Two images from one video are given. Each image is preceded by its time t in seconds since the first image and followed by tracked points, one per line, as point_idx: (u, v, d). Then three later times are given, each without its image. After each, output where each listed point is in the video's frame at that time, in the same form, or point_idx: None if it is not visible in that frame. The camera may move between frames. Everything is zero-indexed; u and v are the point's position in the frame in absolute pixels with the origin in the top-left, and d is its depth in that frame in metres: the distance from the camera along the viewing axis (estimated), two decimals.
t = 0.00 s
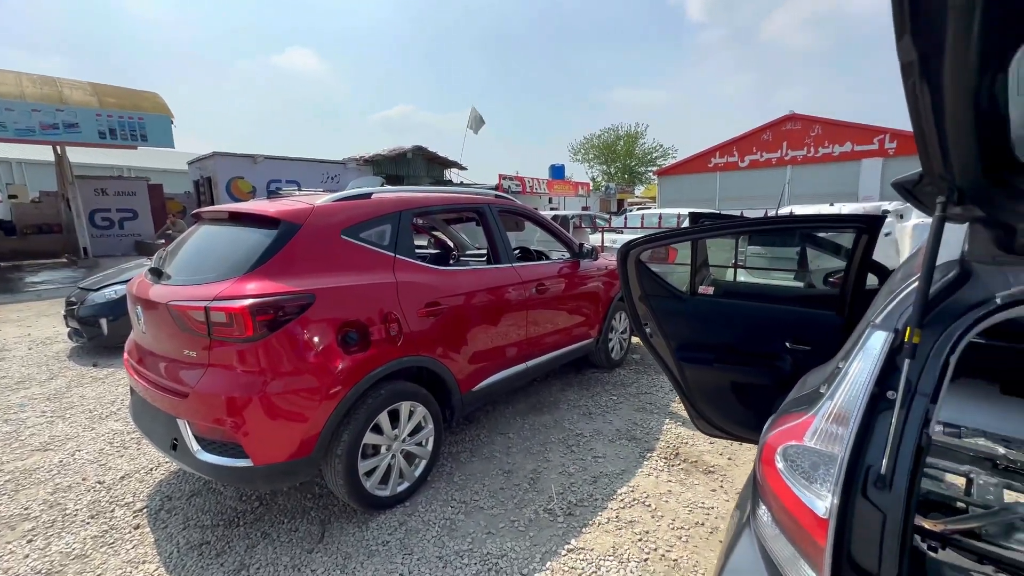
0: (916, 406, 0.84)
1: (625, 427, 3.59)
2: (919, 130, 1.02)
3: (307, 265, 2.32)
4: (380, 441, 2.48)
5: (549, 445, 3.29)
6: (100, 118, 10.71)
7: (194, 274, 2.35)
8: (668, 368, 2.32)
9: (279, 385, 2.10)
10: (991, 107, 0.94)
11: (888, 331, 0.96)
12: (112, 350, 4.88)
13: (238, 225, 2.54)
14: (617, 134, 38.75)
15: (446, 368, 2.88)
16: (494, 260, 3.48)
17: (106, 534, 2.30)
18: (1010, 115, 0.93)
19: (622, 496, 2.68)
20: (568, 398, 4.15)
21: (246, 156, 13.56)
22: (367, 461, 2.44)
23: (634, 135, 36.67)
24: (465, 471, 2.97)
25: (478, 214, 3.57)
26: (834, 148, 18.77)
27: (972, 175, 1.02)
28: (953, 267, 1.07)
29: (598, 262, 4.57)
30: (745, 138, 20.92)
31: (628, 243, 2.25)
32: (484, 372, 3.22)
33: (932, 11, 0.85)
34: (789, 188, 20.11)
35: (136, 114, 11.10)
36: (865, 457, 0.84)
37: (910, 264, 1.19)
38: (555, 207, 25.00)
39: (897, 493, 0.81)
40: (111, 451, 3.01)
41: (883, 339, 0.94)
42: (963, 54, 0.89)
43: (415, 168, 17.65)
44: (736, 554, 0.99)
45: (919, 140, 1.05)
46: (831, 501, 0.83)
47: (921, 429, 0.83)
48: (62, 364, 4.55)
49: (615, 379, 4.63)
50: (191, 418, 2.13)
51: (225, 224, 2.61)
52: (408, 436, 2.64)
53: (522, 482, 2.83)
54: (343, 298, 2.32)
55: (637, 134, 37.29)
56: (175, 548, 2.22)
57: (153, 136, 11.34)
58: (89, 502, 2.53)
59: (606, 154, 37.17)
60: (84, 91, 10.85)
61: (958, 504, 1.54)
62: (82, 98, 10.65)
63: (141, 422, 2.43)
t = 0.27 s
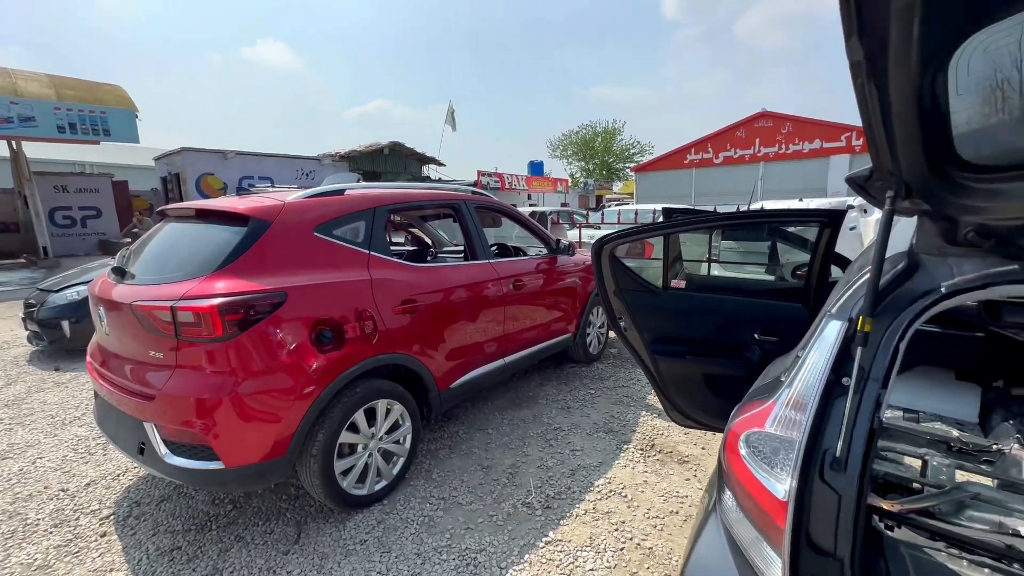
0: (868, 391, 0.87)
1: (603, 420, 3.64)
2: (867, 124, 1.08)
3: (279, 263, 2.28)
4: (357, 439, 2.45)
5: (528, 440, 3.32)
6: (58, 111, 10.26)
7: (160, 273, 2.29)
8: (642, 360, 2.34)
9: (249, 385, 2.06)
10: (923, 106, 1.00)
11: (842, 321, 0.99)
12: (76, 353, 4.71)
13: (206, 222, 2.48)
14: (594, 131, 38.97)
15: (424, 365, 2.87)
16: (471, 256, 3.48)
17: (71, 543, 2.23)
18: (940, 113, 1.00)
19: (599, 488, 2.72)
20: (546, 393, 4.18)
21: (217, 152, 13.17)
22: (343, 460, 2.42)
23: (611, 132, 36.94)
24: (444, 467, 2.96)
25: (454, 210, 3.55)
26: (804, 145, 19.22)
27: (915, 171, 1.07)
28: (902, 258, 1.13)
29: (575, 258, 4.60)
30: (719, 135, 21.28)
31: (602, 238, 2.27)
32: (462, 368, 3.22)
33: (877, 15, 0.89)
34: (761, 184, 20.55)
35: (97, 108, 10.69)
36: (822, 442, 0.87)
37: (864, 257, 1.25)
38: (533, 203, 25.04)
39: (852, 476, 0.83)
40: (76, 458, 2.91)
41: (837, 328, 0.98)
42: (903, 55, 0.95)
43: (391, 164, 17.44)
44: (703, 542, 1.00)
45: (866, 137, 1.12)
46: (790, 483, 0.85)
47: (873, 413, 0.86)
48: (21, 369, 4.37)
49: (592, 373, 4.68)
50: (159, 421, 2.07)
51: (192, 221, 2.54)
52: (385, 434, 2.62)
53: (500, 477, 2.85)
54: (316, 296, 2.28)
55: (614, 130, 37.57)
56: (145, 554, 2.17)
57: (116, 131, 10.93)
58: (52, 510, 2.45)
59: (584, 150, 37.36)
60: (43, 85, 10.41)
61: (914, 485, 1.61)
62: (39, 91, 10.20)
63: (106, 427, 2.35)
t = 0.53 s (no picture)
0: (828, 378, 0.89)
1: (582, 414, 3.68)
2: (824, 121, 1.10)
3: (251, 261, 2.24)
4: (334, 439, 2.42)
5: (508, 436, 3.33)
6: (18, 106, 9.84)
7: (125, 272, 2.22)
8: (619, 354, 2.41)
9: (220, 386, 2.01)
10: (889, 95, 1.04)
11: (804, 312, 1.01)
12: (39, 358, 4.54)
13: (173, 220, 2.41)
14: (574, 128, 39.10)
15: (402, 363, 2.85)
16: (449, 254, 3.46)
17: (35, 554, 2.15)
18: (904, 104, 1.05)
19: (578, 481, 2.75)
20: (526, 389, 4.20)
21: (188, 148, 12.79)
22: (320, 460, 2.38)
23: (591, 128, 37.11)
24: (424, 465, 2.95)
25: (431, 207, 3.53)
26: (778, 142, 19.62)
27: (869, 165, 1.12)
28: (862, 251, 1.20)
29: (554, 254, 4.62)
30: (696, 132, 21.57)
31: (578, 233, 2.29)
32: (441, 366, 3.21)
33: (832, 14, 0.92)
34: (737, 181, 20.92)
35: (60, 103, 10.28)
36: (785, 429, 0.88)
37: (824, 251, 1.30)
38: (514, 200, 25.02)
39: (813, 461, 0.85)
40: (40, 465, 2.81)
41: (799, 318, 1.00)
42: (858, 53, 0.97)
43: (370, 161, 17.21)
44: (673, 532, 1.01)
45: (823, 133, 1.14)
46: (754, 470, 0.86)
47: (833, 401, 0.88)
48: None
49: (572, 368, 4.72)
50: (125, 424, 2.01)
51: (159, 219, 2.47)
52: (363, 433, 2.60)
53: (480, 473, 2.85)
54: (289, 295, 2.24)
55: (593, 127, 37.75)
56: (114, 563, 2.11)
57: (80, 127, 10.53)
58: (14, 520, 2.36)
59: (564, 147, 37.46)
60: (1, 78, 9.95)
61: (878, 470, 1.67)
62: None
63: (71, 433, 2.28)
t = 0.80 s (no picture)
0: (775, 361, 0.92)
1: (556, 408, 3.72)
2: (766, 110, 1.13)
3: (214, 259, 2.19)
4: (304, 438, 2.39)
5: (483, 431, 3.34)
6: None
7: (80, 273, 2.14)
8: (588, 346, 2.48)
9: (183, 387, 1.96)
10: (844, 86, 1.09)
11: (752, 300, 1.05)
12: None
13: (131, 218, 2.33)
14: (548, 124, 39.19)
15: (373, 360, 2.83)
16: (420, 251, 3.43)
17: None
18: (857, 95, 1.12)
19: (552, 472, 2.79)
20: (501, 384, 4.22)
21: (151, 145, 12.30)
22: (291, 460, 2.35)
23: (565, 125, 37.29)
24: (398, 462, 2.94)
25: (402, 203, 3.49)
26: (747, 138, 20.08)
27: (811, 157, 1.14)
28: (801, 241, 1.28)
29: (528, 250, 4.63)
30: (668, 129, 21.90)
31: (546, 227, 2.32)
32: (415, 362, 3.19)
33: (774, 17, 0.96)
34: (709, 176, 21.35)
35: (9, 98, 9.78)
36: (735, 412, 0.92)
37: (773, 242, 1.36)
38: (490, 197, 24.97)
39: (762, 441, 0.88)
40: None
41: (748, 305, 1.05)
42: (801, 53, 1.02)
43: (342, 158, 16.92)
44: (634, 514, 1.04)
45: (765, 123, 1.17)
46: (707, 450, 0.89)
47: (779, 384, 0.92)
48: None
49: (547, 363, 4.76)
50: (83, 430, 1.95)
51: (116, 217, 2.39)
52: (335, 431, 2.57)
53: (455, 468, 2.86)
54: (255, 293, 2.20)
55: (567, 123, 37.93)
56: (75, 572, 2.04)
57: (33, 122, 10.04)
58: None
59: (539, 143, 37.53)
60: None
61: (833, 450, 1.77)
62: None
63: (25, 440, 2.19)
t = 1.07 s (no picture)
0: (721, 348, 0.98)
1: (531, 402, 3.77)
2: (708, 106, 1.10)
3: (178, 258, 2.15)
4: (276, 438, 2.37)
5: (458, 426, 3.36)
6: None
7: (36, 273, 2.07)
8: (558, 338, 2.52)
9: (147, 389, 1.93)
10: (806, 74, 1.12)
11: (700, 289, 1.09)
12: None
13: (89, 217, 2.27)
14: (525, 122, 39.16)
15: (346, 358, 2.82)
16: (392, 248, 3.42)
17: None
18: (819, 84, 1.14)
19: (526, 464, 2.83)
20: (477, 380, 4.24)
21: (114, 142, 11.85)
22: (262, 460, 2.34)
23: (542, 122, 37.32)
24: (373, 460, 2.94)
25: (373, 200, 3.48)
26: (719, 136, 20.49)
27: (751, 152, 1.15)
28: (744, 233, 1.37)
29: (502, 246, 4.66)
30: (643, 126, 22.17)
31: (516, 223, 2.35)
32: (388, 360, 3.19)
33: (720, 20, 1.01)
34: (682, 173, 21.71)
35: None
36: (685, 396, 0.97)
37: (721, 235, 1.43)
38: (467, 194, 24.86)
39: (709, 423, 0.94)
40: None
41: (695, 295, 1.09)
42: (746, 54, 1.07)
43: (315, 155, 16.62)
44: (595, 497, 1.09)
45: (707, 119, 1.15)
46: (658, 432, 0.94)
47: (725, 368, 0.97)
48: None
49: (522, 358, 4.80)
50: (42, 434, 1.90)
51: (73, 216, 2.32)
52: (308, 430, 2.56)
53: (430, 464, 2.87)
54: (221, 292, 2.18)
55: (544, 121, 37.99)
56: None
57: None
58: None
59: (515, 140, 37.53)
60: None
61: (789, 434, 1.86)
62: None
63: None
